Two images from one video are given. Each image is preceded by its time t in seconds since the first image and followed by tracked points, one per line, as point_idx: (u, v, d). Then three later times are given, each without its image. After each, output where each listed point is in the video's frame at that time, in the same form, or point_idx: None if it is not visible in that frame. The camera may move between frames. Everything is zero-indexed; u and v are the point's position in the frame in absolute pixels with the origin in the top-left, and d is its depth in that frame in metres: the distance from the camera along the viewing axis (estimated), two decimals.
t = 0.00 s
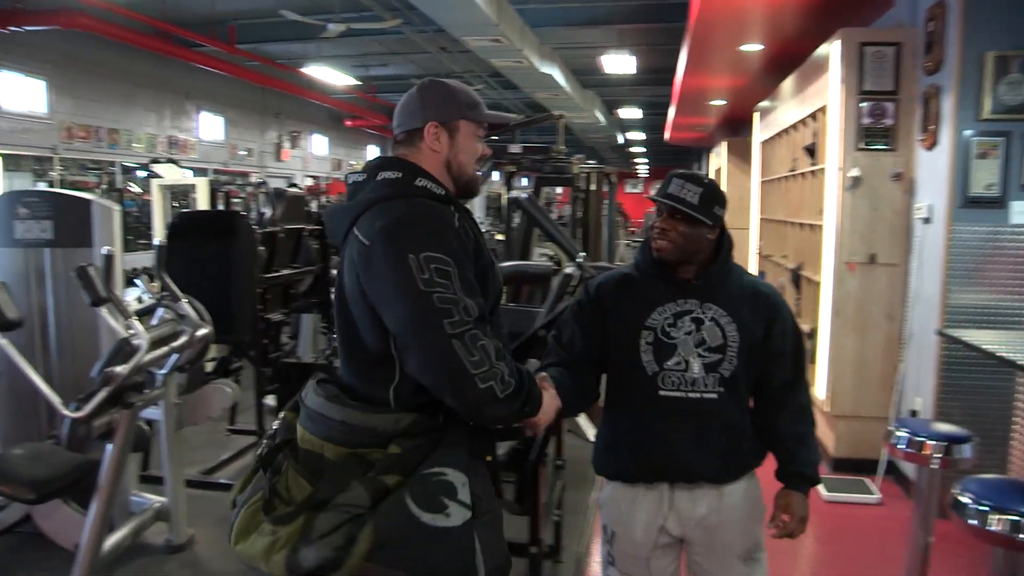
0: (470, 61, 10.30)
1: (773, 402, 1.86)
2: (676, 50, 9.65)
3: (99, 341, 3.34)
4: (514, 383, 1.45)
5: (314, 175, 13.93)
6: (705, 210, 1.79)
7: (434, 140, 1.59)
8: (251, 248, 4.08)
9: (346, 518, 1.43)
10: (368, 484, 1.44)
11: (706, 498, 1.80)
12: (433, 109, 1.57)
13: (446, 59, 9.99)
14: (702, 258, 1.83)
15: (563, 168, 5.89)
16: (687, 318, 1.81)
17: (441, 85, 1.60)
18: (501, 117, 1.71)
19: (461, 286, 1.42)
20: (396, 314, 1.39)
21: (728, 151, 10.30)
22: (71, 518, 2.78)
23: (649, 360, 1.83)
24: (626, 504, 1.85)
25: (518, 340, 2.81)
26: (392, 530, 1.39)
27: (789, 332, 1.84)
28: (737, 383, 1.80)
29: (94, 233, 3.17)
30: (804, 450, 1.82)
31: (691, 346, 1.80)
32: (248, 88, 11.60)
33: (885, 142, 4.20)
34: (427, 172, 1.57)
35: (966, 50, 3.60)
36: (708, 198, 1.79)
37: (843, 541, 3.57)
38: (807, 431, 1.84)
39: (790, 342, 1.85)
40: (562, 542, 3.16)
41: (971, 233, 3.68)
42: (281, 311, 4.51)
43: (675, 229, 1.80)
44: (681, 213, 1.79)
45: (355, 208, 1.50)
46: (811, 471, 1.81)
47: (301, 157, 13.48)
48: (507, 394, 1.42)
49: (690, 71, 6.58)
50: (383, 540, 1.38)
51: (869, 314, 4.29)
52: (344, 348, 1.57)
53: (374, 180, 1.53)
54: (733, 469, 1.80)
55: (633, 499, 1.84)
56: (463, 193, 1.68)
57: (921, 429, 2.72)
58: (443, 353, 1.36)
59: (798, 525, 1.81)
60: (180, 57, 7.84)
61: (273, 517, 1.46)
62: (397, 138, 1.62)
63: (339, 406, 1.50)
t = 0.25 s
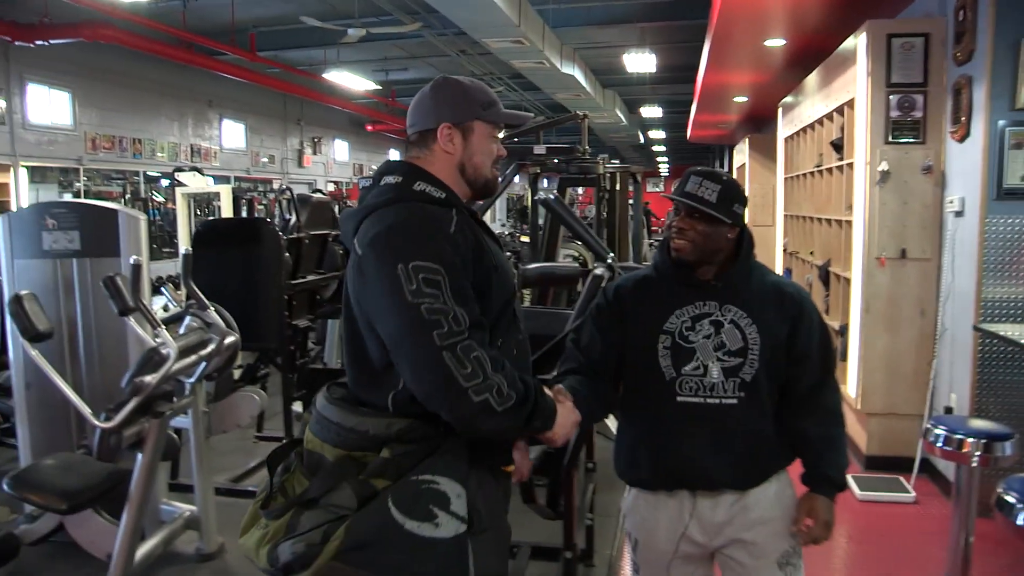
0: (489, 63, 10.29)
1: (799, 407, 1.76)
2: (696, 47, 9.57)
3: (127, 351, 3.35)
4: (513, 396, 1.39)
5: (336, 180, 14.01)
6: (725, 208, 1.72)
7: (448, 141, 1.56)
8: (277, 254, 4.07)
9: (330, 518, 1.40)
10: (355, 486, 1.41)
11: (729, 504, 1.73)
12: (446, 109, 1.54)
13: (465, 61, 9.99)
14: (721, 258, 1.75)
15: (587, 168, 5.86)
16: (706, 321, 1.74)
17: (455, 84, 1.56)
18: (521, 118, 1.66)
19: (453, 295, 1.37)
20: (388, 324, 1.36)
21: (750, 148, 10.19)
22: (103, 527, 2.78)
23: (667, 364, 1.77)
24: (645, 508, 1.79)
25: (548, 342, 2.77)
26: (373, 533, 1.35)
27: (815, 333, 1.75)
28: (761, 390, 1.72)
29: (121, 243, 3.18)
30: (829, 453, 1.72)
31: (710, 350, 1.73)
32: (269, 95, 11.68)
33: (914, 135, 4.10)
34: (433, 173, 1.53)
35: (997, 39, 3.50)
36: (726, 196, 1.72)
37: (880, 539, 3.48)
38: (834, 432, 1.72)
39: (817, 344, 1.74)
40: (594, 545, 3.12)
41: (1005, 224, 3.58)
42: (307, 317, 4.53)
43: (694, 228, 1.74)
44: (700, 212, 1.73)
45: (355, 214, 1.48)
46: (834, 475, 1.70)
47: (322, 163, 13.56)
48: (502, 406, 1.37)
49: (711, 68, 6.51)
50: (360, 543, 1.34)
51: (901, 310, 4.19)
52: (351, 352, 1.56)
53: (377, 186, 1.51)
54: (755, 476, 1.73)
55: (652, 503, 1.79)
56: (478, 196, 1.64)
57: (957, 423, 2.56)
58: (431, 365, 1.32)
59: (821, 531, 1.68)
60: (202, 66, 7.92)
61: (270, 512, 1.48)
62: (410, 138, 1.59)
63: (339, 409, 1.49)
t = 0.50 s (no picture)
0: (498, 60, 10.27)
1: (824, 412, 1.70)
2: (706, 43, 9.52)
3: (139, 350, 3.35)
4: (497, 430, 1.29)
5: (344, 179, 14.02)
6: (741, 204, 1.69)
7: (443, 134, 1.44)
8: (288, 251, 4.08)
9: (313, 522, 1.34)
10: (342, 492, 1.34)
11: (751, 515, 1.67)
12: (442, 99, 1.42)
13: (473, 59, 9.97)
14: (739, 257, 1.71)
15: (598, 164, 5.83)
16: (724, 324, 1.69)
17: (453, 73, 1.45)
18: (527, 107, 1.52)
19: (440, 312, 1.25)
20: (371, 337, 1.27)
21: (760, 144, 10.14)
22: (118, 528, 2.78)
23: (683, 369, 1.71)
24: (659, 513, 1.75)
25: (565, 341, 2.75)
26: (356, 542, 1.29)
27: (838, 334, 1.69)
28: (781, 396, 1.67)
29: (134, 242, 3.18)
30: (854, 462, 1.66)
31: (727, 354, 1.67)
32: (277, 94, 11.69)
33: (929, 129, 4.04)
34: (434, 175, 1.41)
35: (1015, 32, 3.44)
36: (743, 192, 1.69)
37: (896, 537, 3.44)
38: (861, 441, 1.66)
39: (841, 347, 1.69)
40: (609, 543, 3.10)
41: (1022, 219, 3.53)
42: (319, 315, 4.52)
43: (711, 226, 1.70)
44: (716, 208, 1.69)
45: (348, 215, 1.38)
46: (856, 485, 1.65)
47: (331, 162, 13.56)
48: (482, 440, 1.27)
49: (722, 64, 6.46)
50: (340, 551, 1.29)
51: (917, 306, 4.15)
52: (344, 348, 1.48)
53: (373, 183, 1.40)
54: (773, 485, 1.67)
55: (665, 507, 1.74)
56: (481, 194, 1.50)
57: (976, 421, 2.47)
58: (408, 389, 1.24)
59: (848, 547, 1.66)
60: (211, 66, 7.92)
61: (257, 506, 1.41)
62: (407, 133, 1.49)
63: (337, 415, 1.39)
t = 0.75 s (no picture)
0: (496, 58, 10.25)
1: (839, 426, 1.65)
2: (705, 42, 9.52)
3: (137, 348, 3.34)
4: (414, 495, 1.20)
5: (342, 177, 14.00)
6: (762, 203, 1.62)
7: (403, 129, 1.43)
8: (287, 249, 4.10)
9: (283, 545, 1.32)
10: (313, 512, 1.31)
11: (757, 532, 1.63)
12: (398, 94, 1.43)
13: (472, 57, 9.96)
14: (758, 260, 1.64)
15: (598, 163, 5.81)
16: (737, 330, 1.63)
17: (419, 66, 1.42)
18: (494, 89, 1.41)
19: (394, 337, 1.19)
20: (327, 350, 1.23)
21: (758, 143, 10.15)
22: (116, 527, 2.76)
23: (694, 377, 1.66)
24: (665, 526, 1.72)
25: (566, 340, 2.73)
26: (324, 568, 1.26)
27: (857, 343, 1.63)
28: (795, 406, 1.60)
29: (132, 240, 3.16)
30: (868, 479, 1.60)
31: (740, 361, 1.62)
32: (274, 92, 11.66)
33: (929, 130, 4.03)
34: (408, 176, 1.35)
35: (1016, 32, 3.43)
36: (763, 190, 1.62)
37: (895, 537, 3.44)
38: (877, 457, 1.61)
39: (859, 358, 1.63)
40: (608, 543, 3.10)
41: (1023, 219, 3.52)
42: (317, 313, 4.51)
43: (730, 227, 1.63)
44: (735, 209, 1.62)
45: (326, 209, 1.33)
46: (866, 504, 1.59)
47: (328, 159, 13.54)
48: (395, 500, 1.19)
49: (721, 63, 6.46)
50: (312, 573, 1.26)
51: (916, 306, 4.14)
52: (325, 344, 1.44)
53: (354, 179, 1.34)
54: (783, 501, 1.61)
55: (669, 519, 1.71)
56: (450, 189, 1.43)
57: (976, 422, 2.46)
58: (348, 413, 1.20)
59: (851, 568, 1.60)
60: (209, 63, 7.89)
61: (228, 522, 1.38)
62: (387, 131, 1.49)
63: (315, 436, 1.31)
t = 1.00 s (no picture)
0: (492, 54, 10.24)
1: (856, 436, 1.53)
2: (700, 39, 9.53)
3: (131, 343, 3.34)
4: (322, 519, 1.21)
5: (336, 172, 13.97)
6: (774, 194, 1.56)
7: (376, 125, 1.42)
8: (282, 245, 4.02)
9: (239, 556, 1.37)
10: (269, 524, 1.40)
11: (759, 545, 1.57)
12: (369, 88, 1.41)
13: (467, 53, 9.96)
14: (770, 256, 1.59)
15: (593, 159, 5.80)
16: (737, 329, 1.57)
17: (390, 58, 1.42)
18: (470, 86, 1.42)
19: (324, 351, 1.19)
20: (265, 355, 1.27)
21: (752, 141, 10.17)
22: (109, 523, 2.75)
23: (693, 376, 1.62)
24: (667, 533, 1.69)
25: (561, 336, 2.73)
26: None
27: (874, 343, 1.49)
28: (798, 410, 1.51)
29: (125, 234, 3.15)
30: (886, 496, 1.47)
31: (739, 361, 1.56)
32: (269, 86, 11.62)
33: (923, 129, 4.04)
34: (374, 177, 1.36)
35: (1011, 32, 3.43)
36: (775, 182, 1.56)
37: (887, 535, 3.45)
38: (895, 471, 1.47)
39: (876, 364, 1.49)
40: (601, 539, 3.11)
41: (1016, 219, 3.53)
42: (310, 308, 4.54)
43: (740, 221, 1.58)
44: (745, 201, 1.57)
45: (290, 205, 1.36)
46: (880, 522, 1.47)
47: (323, 154, 13.51)
48: (305, 519, 1.21)
49: (716, 61, 6.46)
50: None
51: (909, 305, 4.15)
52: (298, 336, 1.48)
53: (321, 174, 1.37)
54: (786, 510, 1.53)
55: (672, 524, 1.68)
56: (427, 189, 1.43)
57: (968, 420, 2.48)
58: (271, 421, 1.23)
59: None
60: (203, 56, 7.86)
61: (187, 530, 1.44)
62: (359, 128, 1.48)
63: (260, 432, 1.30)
